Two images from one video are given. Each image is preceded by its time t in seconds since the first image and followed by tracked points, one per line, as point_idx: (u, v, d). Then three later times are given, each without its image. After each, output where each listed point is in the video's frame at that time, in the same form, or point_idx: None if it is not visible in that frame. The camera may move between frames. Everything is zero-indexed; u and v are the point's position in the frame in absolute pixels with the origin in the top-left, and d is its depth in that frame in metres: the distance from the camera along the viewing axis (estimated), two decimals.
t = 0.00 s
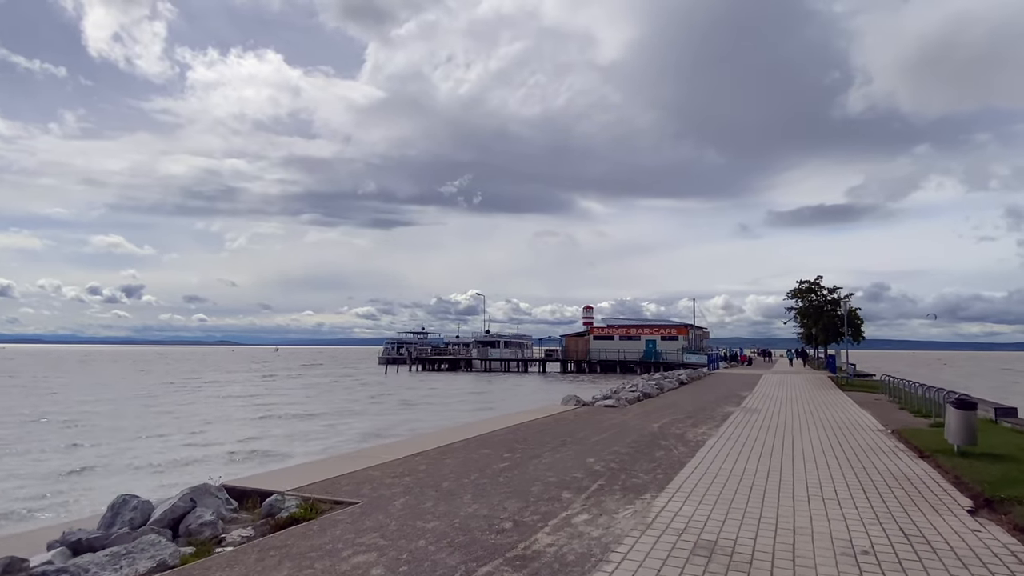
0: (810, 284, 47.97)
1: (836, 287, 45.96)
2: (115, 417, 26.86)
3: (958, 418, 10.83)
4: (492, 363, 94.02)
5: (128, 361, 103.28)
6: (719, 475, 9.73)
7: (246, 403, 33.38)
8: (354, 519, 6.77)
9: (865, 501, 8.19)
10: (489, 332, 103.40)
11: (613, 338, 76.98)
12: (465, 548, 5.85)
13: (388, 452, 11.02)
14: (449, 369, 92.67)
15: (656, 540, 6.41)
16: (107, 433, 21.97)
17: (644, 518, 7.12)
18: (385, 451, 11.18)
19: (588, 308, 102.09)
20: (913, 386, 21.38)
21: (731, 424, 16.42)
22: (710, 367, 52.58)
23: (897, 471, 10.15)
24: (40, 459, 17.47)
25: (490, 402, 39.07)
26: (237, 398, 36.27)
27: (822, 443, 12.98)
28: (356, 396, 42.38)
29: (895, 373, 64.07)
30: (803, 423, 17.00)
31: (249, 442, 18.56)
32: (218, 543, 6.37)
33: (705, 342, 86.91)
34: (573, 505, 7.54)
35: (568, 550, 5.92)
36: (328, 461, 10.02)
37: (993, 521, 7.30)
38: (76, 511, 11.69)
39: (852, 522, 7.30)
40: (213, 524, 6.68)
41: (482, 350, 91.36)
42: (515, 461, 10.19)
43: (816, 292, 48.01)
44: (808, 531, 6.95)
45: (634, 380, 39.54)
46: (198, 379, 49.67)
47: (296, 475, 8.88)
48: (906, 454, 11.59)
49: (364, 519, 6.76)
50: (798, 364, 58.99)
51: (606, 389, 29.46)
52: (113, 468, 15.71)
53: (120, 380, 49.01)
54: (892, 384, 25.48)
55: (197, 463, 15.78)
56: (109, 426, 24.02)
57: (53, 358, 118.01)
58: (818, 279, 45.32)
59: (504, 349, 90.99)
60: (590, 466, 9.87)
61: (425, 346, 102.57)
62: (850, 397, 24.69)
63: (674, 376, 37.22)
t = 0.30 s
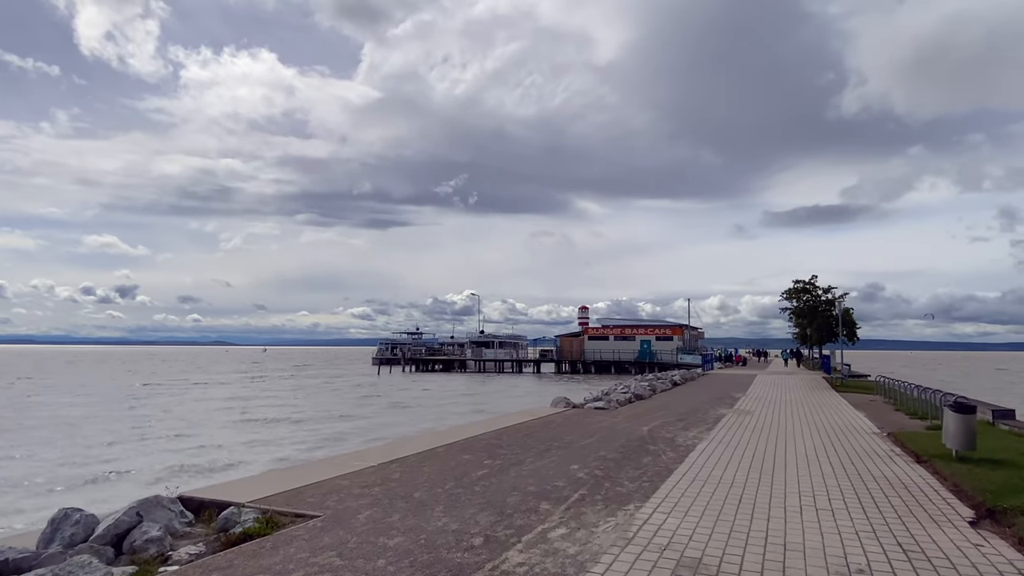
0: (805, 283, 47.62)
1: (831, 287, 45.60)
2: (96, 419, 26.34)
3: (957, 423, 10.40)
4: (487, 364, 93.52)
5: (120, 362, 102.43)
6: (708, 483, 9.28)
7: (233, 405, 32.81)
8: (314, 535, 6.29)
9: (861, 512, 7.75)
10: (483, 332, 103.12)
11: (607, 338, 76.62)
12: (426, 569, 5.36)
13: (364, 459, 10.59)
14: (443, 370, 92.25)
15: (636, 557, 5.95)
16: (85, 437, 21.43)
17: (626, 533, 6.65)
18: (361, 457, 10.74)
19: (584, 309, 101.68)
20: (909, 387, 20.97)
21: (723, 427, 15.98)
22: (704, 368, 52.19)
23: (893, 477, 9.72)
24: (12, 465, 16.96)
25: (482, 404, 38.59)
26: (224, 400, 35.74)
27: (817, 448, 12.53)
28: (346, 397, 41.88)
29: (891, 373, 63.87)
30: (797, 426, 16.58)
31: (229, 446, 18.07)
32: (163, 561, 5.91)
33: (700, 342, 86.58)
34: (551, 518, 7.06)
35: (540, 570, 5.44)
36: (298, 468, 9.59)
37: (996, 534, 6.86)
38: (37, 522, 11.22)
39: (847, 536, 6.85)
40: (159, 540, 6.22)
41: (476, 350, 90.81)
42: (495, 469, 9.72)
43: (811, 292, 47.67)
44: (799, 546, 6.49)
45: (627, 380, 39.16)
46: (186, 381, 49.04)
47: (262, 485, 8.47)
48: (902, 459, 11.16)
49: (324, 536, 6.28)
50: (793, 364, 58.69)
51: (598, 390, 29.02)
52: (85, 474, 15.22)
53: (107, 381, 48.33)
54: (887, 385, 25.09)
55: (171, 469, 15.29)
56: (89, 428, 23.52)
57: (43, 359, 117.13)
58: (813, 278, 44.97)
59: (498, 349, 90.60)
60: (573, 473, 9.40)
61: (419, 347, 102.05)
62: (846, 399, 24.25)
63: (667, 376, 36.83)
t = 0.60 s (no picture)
0: (801, 283, 47.27)
1: (827, 286, 45.26)
2: (80, 420, 25.88)
3: (957, 425, 9.98)
4: (482, 364, 93.09)
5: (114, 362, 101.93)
6: (697, 489, 8.83)
7: (222, 405, 32.31)
8: (268, 548, 5.83)
9: (856, 520, 7.32)
10: (478, 333, 102.59)
11: (603, 338, 76.27)
12: None
13: (338, 463, 10.15)
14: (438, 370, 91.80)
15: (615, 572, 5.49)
16: (65, 439, 20.95)
17: (605, 545, 6.17)
18: (336, 460, 10.29)
19: (580, 308, 101.32)
20: (906, 387, 20.57)
21: (715, 429, 15.55)
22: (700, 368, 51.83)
23: (891, 483, 9.28)
24: None
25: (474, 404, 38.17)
26: (212, 400, 35.26)
27: (811, 451, 12.10)
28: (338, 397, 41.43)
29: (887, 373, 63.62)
30: (792, 427, 16.16)
31: (209, 449, 17.61)
32: None
33: (696, 342, 86.22)
34: (527, 527, 6.58)
35: None
36: (267, 473, 9.17)
37: (1001, 545, 6.41)
38: None
39: (843, 547, 6.41)
40: (100, 553, 5.77)
41: (471, 351, 90.33)
42: (474, 474, 9.25)
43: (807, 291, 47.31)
44: (792, 559, 6.04)
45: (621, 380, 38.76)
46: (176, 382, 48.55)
47: (225, 491, 8.04)
48: (900, 463, 10.74)
49: (278, 549, 5.81)
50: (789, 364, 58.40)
51: (591, 391, 28.60)
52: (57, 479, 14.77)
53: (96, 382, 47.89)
54: (884, 385, 24.70)
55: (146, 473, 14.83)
56: (71, 430, 23.05)
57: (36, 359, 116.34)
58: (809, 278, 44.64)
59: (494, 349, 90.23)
60: (556, 479, 8.92)
61: (415, 347, 101.60)
62: (842, 399, 23.86)
63: (662, 376, 36.44)
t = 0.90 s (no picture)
0: (799, 283, 46.83)
1: (825, 286, 44.85)
2: (63, 423, 25.38)
3: (960, 429, 9.56)
4: (478, 364, 92.63)
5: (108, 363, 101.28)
6: (688, 498, 8.37)
7: (210, 407, 31.80)
8: (220, 569, 5.35)
9: (857, 534, 6.88)
10: (475, 333, 102.26)
11: (600, 338, 75.86)
12: None
13: (312, 470, 9.64)
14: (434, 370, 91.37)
15: None
16: (45, 442, 20.47)
17: (586, 563, 5.71)
18: (312, 467, 9.82)
19: (577, 309, 100.91)
20: (905, 388, 20.16)
21: (710, 432, 15.11)
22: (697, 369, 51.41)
23: (891, 492, 8.87)
24: None
25: (468, 406, 37.69)
26: (202, 401, 34.83)
27: (809, 456, 11.67)
28: (330, 398, 40.96)
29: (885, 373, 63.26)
30: (789, 430, 15.74)
31: (191, 454, 17.14)
32: None
33: (693, 342, 85.84)
34: (504, 543, 6.13)
35: None
36: (235, 482, 8.69)
37: (1012, 562, 5.99)
38: None
39: (843, 563, 5.97)
40: (36, 572, 5.32)
41: (467, 351, 89.83)
42: (454, 482, 8.80)
43: (804, 291, 46.89)
44: None
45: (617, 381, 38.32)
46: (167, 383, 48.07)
47: (188, 500, 7.57)
48: (901, 469, 10.31)
49: (230, 570, 5.34)
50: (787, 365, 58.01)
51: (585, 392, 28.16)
52: (30, 486, 14.26)
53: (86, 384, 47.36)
54: (882, 387, 24.27)
55: (122, 481, 14.33)
56: (53, 434, 22.55)
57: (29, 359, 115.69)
58: (807, 277, 44.25)
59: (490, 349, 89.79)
60: (539, 487, 8.47)
61: (410, 347, 101.14)
62: (840, 400, 23.43)
63: (658, 378, 36.00)
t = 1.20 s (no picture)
0: (796, 282, 46.41)
1: (822, 286, 44.42)
2: (46, 426, 24.87)
3: (967, 434, 9.12)
4: (475, 364, 92.15)
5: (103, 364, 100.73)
6: (679, 507, 7.91)
7: (199, 409, 31.32)
8: None
9: (859, 548, 6.42)
10: (471, 334, 101.75)
11: (596, 338, 75.46)
12: None
13: (284, 476, 9.15)
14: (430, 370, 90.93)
15: None
16: (26, 446, 19.99)
17: None
18: (285, 473, 9.35)
19: (574, 309, 100.51)
20: (905, 389, 19.71)
21: (705, 434, 14.66)
22: (693, 369, 51.00)
23: (894, 502, 8.42)
24: None
25: (462, 407, 37.20)
26: (191, 402, 34.25)
27: (807, 461, 11.21)
28: (322, 400, 40.45)
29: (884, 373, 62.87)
30: (787, 433, 15.30)
31: (172, 458, 16.68)
32: None
33: (690, 342, 85.44)
34: (477, 559, 5.63)
35: None
36: (200, 489, 8.21)
37: None
38: None
39: None
40: None
41: (463, 351, 89.37)
42: (432, 490, 8.33)
43: (801, 291, 46.47)
44: None
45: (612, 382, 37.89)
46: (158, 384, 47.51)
47: (143, 511, 7.09)
48: (904, 475, 9.85)
49: None
50: (784, 365, 57.58)
51: (579, 393, 27.69)
52: None
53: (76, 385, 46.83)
54: (881, 387, 23.84)
55: (95, 487, 13.83)
56: (33, 436, 22.04)
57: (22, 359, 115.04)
58: (804, 277, 43.83)
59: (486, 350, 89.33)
60: (521, 495, 7.99)
61: (406, 347, 100.61)
62: (838, 401, 23.01)
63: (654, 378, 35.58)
